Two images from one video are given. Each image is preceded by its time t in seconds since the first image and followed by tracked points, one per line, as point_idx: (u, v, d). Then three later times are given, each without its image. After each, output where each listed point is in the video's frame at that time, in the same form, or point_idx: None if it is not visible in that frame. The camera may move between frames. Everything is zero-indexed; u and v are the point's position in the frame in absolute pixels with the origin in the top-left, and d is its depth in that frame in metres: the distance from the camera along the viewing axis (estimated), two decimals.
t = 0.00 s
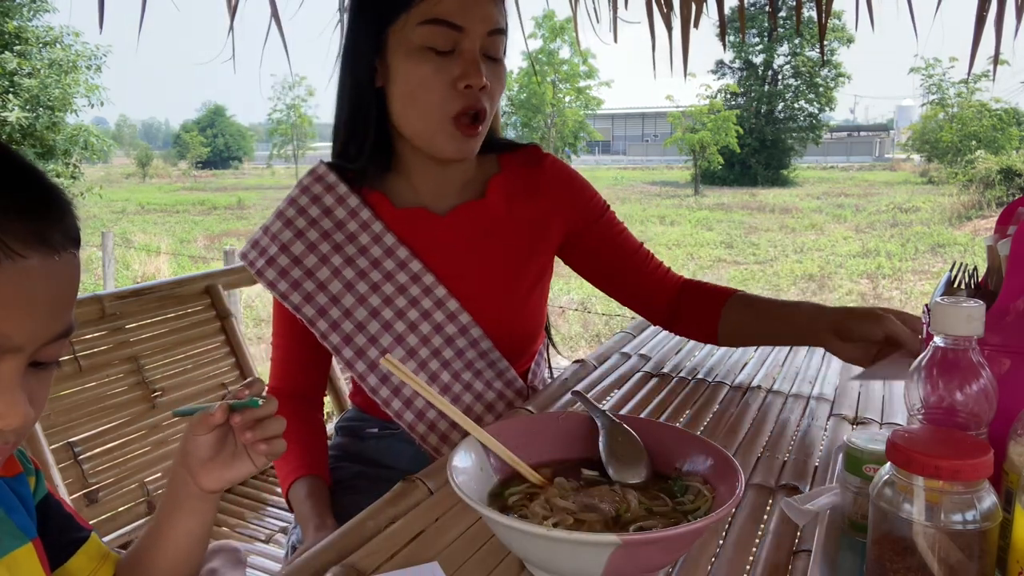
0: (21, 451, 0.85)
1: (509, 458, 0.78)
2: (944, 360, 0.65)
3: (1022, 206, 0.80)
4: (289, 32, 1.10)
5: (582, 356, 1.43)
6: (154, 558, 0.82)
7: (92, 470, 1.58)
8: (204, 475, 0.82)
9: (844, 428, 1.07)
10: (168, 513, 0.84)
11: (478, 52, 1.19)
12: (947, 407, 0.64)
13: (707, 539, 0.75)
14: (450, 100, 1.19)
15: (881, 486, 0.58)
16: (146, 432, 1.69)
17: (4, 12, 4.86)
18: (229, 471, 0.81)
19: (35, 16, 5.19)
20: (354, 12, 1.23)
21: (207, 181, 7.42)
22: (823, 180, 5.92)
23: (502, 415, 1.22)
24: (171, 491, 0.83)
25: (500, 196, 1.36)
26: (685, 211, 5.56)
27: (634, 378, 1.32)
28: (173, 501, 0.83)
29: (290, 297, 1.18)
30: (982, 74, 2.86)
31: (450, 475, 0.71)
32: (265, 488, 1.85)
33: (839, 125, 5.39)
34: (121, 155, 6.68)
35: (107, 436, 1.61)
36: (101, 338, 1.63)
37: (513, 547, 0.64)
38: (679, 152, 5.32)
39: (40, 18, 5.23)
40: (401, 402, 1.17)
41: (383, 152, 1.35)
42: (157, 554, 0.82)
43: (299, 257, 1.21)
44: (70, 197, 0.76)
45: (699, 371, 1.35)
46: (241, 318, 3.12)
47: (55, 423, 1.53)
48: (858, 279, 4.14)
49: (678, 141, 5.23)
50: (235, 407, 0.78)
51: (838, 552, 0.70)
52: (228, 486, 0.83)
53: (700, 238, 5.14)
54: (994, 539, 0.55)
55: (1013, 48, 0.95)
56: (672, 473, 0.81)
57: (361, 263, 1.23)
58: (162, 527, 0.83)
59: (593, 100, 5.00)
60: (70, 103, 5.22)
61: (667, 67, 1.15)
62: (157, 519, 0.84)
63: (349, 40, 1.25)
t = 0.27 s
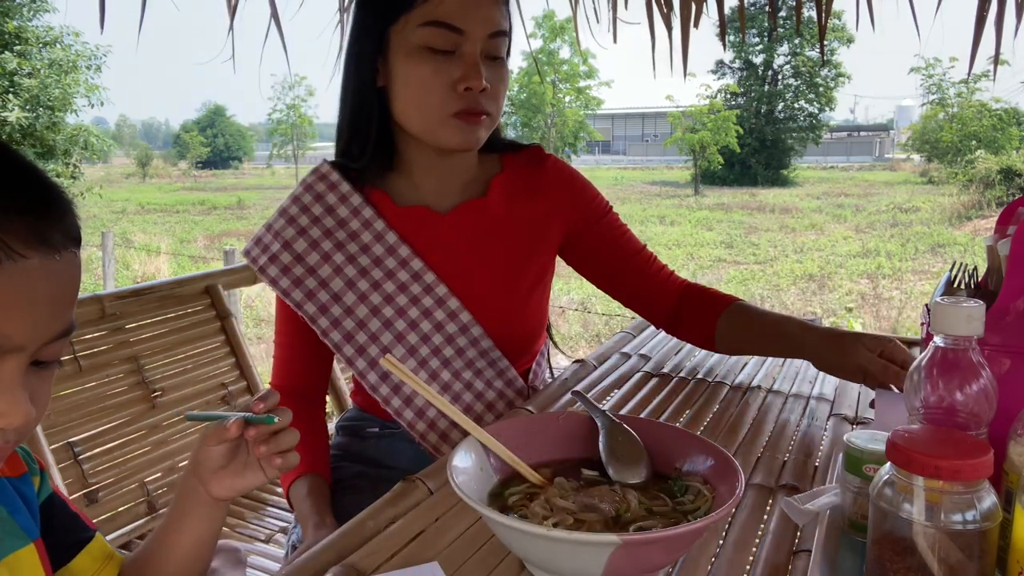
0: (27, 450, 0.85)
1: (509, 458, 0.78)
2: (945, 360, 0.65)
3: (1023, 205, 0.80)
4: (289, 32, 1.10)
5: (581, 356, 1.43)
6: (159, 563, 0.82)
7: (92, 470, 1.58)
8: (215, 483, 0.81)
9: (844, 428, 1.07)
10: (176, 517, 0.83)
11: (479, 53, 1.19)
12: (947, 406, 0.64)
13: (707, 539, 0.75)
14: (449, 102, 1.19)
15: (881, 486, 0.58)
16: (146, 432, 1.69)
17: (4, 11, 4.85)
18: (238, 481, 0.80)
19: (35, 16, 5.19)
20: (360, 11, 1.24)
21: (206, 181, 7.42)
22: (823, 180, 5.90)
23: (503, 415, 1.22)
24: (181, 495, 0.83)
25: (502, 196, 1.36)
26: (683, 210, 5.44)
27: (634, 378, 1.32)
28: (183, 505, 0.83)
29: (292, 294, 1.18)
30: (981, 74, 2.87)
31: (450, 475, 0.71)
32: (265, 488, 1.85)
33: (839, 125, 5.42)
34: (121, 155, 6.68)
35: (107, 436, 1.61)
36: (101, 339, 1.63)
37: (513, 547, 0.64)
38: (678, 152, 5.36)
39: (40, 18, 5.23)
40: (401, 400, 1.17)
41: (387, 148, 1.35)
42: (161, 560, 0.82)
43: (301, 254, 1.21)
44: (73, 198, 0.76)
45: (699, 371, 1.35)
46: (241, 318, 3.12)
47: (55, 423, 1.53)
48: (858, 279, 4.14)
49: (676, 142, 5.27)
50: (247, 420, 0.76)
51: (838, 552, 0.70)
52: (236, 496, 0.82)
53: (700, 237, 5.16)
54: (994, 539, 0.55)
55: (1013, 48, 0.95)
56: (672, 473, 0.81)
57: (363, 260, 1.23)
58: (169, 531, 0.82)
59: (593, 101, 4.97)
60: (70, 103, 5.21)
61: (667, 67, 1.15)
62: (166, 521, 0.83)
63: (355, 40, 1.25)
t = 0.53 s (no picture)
0: (26, 451, 0.85)
1: (510, 458, 0.78)
2: (944, 360, 0.65)
3: (1023, 205, 0.80)
4: (288, 32, 1.10)
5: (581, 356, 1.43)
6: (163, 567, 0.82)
7: (92, 470, 1.58)
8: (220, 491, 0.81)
9: (844, 428, 1.07)
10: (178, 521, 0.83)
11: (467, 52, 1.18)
12: (947, 407, 0.64)
13: (707, 539, 0.75)
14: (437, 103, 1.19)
15: (881, 487, 0.58)
16: (146, 432, 1.69)
17: (4, 11, 4.86)
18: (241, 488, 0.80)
19: (35, 16, 5.19)
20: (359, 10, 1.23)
21: (206, 181, 7.42)
22: (823, 181, 5.78)
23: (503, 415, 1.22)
24: (184, 499, 0.83)
25: (503, 195, 1.36)
26: (684, 210, 5.52)
27: (634, 378, 1.32)
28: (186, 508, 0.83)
29: (293, 293, 1.18)
30: (981, 75, 2.87)
31: (450, 475, 0.71)
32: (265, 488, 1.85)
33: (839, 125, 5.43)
34: (121, 155, 6.66)
35: (107, 436, 1.61)
36: (101, 339, 1.63)
37: (513, 547, 0.64)
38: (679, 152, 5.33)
39: (40, 18, 5.24)
40: (401, 399, 1.17)
41: (388, 150, 1.35)
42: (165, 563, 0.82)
43: (303, 253, 1.21)
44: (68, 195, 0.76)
45: (699, 371, 1.35)
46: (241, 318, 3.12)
47: (55, 422, 1.53)
48: (858, 279, 4.15)
49: (677, 142, 5.24)
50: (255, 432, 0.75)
51: (838, 552, 0.70)
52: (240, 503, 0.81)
53: (700, 237, 5.15)
54: (994, 540, 0.55)
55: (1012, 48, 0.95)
56: (672, 473, 0.81)
57: (365, 259, 1.23)
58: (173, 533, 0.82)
59: (593, 100, 4.98)
60: (70, 103, 5.21)
61: (666, 67, 1.15)
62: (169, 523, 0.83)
63: (352, 47, 1.25)
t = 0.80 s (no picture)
0: (22, 449, 0.84)
1: (508, 457, 0.78)
2: (944, 360, 0.65)
3: (1023, 205, 0.80)
4: (289, 31, 1.10)
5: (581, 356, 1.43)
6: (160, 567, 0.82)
7: (92, 470, 1.58)
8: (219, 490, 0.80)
9: (844, 428, 1.07)
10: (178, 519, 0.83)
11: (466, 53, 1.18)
12: (947, 407, 0.64)
13: (707, 539, 0.75)
14: (438, 104, 1.19)
15: (881, 486, 0.58)
16: (146, 432, 1.69)
17: (4, 11, 4.86)
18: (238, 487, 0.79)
19: (35, 16, 5.19)
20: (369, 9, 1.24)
21: (207, 181, 7.42)
22: (823, 180, 5.90)
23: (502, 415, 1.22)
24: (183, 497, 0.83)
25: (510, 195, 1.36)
26: (684, 210, 5.42)
27: (634, 379, 1.32)
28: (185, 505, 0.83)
29: (300, 288, 1.17)
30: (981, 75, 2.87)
31: (450, 475, 0.71)
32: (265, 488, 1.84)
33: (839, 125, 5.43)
34: (121, 155, 6.66)
35: (107, 436, 1.61)
36: (101, 339, 1.63)
37: (512, 547, 0.64)
38: (680, 152, 5.23)
39: (40, 18, 5.23)
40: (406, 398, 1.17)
41: (397, 148, 1.36)
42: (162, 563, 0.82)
43: (310, 248, 1.20)
44: (64, 193, 0.76)
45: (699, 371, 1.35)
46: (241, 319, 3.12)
47: (56, 423, 1.53)
48: (858, 279, 4.15)
49: (677, 142, 5.13)
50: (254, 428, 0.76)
51: (838, 552, 0.70)
52: (238, 500, 0.81)
53: (700, 237, 5.12)
54: (994, 539, 0.55)
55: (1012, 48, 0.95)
56: (672, 472, 0.81)
57: (373, 257, 1.22)
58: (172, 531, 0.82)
59: (593, 100, 5.00)
60: (70, 103, 5.20)
61: (666, 67, 1.15)
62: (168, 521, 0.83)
63: (359, 49, 1.27)
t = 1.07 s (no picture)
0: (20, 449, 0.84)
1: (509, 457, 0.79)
2: (944, 359, 0.65)
3: (1023, 205, 0.80)
4: (289, 31, 1.10)
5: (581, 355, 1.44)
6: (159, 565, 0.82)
7: (92, 470, 1.58)
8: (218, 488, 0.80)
9: (844, 428, 1.07)
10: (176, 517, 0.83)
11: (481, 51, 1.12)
12: (947, 406, 0.64)
13: (707, 539, 0.75)
14: (450, 103, 1.13)
15: (881, 486, 0.58)
16: (146, 432, 1.69)
17: (4, 11, 4.86)
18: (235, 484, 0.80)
19: (35, 16, 5.19)
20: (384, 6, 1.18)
21: (206, 181, 7.42)
22: (823, 180, 5.95)
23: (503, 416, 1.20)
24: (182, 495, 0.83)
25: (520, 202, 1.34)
26: (684, 210, 5.39)
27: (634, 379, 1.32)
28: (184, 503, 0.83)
29: (306, 285, 1.17)
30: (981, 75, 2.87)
31: (450, 475, 0.71)
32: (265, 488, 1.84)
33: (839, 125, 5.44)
34: (121, 155, 6.66)
35: (107, 436, 1.61)
36: (101, 339, 1.63)
37: (513, 547, 0.64)
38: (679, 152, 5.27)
39: (40, 18, 5.24)
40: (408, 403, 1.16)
41: (409, 149, 1.32)
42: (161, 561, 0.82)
43: (319, 245, 1.19)
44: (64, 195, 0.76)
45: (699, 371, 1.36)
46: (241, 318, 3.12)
47: (55, 423, 1.53)
48: (858, 279, 4.14)
49: (677, 142, 5.16)
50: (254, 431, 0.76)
51: (838, 552, 0.70)
52: (237, 499, 0.81)
53: (700, 238, 5.00)
54: (995, 539, 0.55)
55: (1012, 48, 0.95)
56: (672, 472, 0.81)
57: (381, 258, 1.22)
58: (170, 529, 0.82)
59: (593, 100, 4.99)
60: (70, 103, 5.20)
61: (666, 67, 1.15)
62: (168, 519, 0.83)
63: (373, 57, 1.23)
